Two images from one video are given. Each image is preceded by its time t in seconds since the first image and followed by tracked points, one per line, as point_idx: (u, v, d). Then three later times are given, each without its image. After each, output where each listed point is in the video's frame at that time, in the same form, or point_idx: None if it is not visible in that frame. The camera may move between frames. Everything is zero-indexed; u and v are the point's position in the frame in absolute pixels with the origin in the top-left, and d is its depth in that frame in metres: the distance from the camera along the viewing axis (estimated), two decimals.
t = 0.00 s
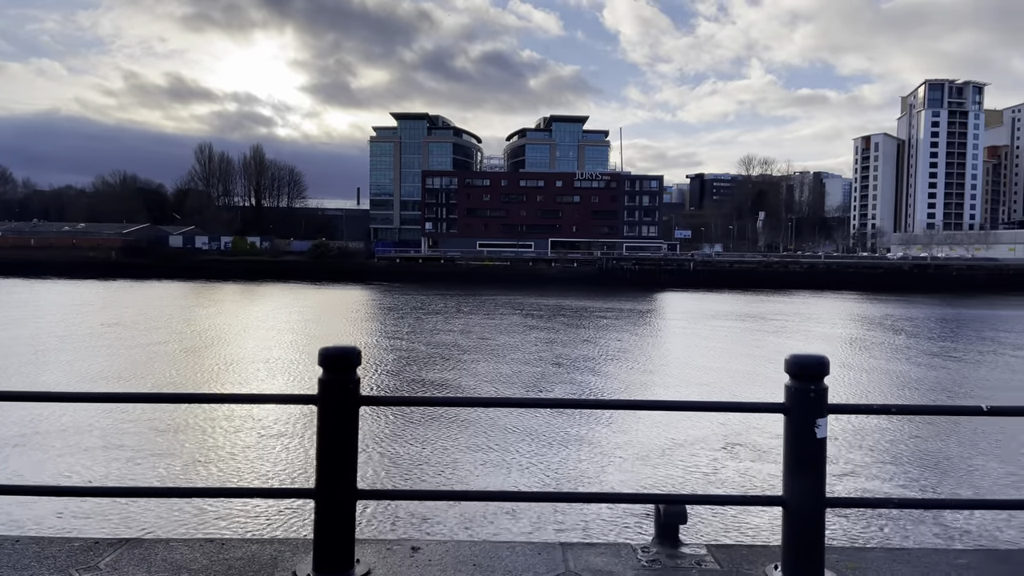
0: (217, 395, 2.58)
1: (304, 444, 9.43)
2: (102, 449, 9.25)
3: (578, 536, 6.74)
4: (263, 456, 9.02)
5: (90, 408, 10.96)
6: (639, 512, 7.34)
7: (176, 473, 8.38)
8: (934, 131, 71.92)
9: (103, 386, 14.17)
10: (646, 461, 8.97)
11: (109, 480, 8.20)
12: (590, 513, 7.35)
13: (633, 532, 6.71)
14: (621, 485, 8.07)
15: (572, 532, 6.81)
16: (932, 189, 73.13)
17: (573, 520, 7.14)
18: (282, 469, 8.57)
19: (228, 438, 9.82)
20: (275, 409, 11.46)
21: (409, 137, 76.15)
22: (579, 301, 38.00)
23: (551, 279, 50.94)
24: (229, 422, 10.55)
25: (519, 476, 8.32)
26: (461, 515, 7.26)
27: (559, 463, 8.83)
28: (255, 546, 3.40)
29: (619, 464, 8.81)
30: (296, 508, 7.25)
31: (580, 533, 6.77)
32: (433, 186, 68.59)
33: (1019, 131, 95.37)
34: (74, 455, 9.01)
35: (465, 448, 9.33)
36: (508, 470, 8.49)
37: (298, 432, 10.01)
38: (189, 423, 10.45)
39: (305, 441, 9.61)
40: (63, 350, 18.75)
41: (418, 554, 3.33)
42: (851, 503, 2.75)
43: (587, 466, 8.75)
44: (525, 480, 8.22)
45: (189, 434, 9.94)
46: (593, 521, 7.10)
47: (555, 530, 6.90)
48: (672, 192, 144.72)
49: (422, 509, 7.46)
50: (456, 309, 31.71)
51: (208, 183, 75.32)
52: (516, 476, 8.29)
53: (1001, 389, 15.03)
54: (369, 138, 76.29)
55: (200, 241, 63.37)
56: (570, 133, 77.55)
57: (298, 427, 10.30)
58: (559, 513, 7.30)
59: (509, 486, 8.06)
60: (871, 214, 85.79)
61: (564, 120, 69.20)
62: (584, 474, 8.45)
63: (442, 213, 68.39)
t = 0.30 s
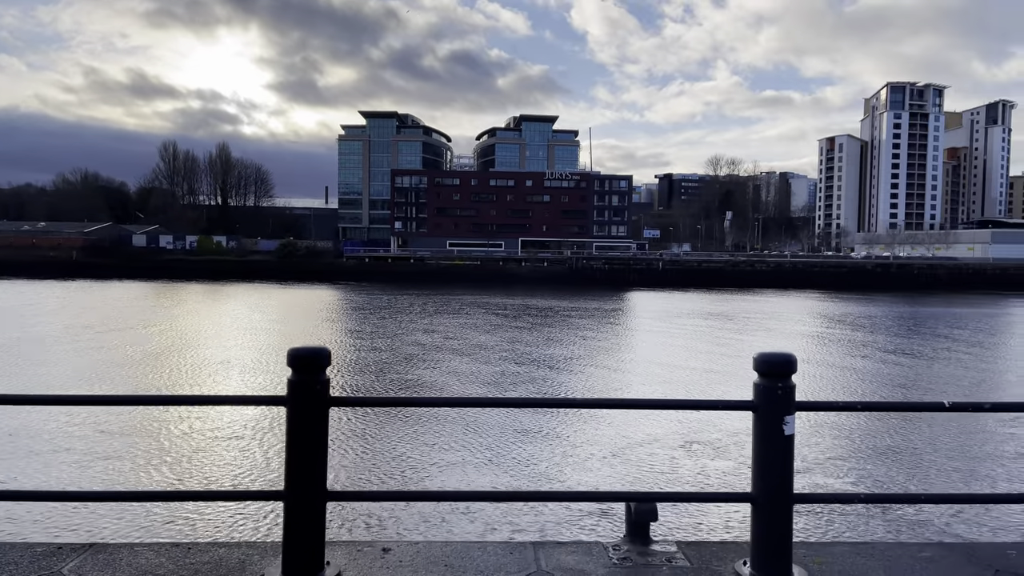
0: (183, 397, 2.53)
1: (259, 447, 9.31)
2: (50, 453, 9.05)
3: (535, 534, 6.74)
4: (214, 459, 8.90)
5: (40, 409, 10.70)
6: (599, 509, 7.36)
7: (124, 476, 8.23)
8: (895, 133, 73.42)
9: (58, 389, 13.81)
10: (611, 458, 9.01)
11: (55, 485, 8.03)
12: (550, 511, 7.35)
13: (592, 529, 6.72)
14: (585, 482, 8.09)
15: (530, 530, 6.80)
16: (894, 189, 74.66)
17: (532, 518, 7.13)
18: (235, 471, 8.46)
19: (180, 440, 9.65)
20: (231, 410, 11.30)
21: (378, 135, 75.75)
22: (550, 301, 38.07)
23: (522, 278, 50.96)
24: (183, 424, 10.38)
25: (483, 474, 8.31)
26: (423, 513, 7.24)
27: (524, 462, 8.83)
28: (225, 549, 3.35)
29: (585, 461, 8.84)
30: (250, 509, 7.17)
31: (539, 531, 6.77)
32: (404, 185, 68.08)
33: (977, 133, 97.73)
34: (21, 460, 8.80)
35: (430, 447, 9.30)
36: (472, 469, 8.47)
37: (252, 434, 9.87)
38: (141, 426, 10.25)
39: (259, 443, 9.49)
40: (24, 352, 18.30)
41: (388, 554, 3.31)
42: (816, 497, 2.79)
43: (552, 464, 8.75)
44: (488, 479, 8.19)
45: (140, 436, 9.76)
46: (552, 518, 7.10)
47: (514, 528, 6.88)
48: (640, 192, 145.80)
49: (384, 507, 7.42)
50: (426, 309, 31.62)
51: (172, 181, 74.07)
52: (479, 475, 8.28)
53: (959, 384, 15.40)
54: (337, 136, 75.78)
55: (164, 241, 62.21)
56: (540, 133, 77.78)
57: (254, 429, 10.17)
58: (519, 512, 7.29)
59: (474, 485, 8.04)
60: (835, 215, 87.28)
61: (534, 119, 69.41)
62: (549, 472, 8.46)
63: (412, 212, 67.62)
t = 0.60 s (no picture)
0: (148, 398, 2.49)
1: (214, 450, 9.21)
2: None
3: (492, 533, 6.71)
4: (167, 462, 8.77)
5: None
6: (559, 508, 7.35)
7: (70, 480, 8.08)
8: (862, 134, 74.68)
9: (16, 391, 13.52)
10: (578, 457, 9.03)
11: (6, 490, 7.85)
12: (509, 510, 7.32)
13: (551, 528, 6.70)
14: (551, 482, 8.08)
15: (489, 529, 6.75)
16: (860, 190, 75.96)
17: (492, 517, 7.10)
18: (188, 474, 8.36)
19: (132, 442, 9.50)
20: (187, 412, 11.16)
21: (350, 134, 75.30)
22: (522, 301, 38.05)
23: (495, 278, 50.92)
24: (138, 426, 10.22)
25: (448, 474, 8.28)
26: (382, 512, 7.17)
27: (490, 462, 8.80)
28: (193, 553, 3.30)
29: (552, 460, 8.85)
30: (199, 511, 7.07)
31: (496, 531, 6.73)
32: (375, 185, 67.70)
33: (940, 135, 99.79)
34: None
35: (398, 448, 9.24)
36: (438, 470, 8.44)
37: (207, 437, 9.76)
38: (92, 428, 10.07)
39: (214, 446, 9.38)
40: None
41: (361, 556, 3.28)
42: (785, 495, 2.82)
43: (520, 464, 8.73)
44: (452, 479, 8.15)
45: (91, 439, 9.58)
46: (510, 517, 7.07)
47: (472, 527, 6.84)
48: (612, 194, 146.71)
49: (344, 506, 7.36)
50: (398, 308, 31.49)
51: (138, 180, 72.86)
52: (443, 475, 8.24)
53: (923, 381, 15.73)
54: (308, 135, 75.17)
55: (131, 241, 61.06)
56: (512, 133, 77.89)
57: (209, 431, 10.06)
58: (480, 511, 7.25)
59: (440, 485, 8.00)
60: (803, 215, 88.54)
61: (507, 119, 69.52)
62: (514, 471, 8.45)
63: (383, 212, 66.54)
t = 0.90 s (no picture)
0: (113, 400, 2.44)
1: (165, 453, 9.05)
2: None
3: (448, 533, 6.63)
4: (116, 466, 8.60)
5: None
6: (517, 509, 7.30)
7: (34, 485, 7.93)
8: (831, 135, 75.73)
9: None
10: (546, 456, 9.02)
11: None
12: (467, 510, 7.25)
13: (509, 527, 6.64)
14: (516, 482, 8.06)
15: (455, 529, 6.71)
16: (829, 190, 77.05)
17: (458, 517, 7.06)
18: (137, 478, 8.20)
19: (82, 446, 9.31)
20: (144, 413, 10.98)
21: (322, 133, 74.74)
22: (497, 301, 38.01)
23: (469, 277, 50.84)
24: (91, 429, 10.03)
25: (412, 474, 8.22)
26: (338, 513, 7.08)
27: (456, 462, 8.74)
28: (157, 557, 3.24)
29: (518, 461, 8.82)
30: (143, 516, 6.94)
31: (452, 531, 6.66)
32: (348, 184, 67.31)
33: (907, 136, 101.51)
34: None
35: (364, 449, 9.16)
36: (402, 470, 8.37)
37: (161, 440, 9.59)
38: (48, 431, 9.87)
39: (166, 448, 9.22)
40: None
41: (330, 557, 3.26)
42: (750, 493, 2.86)
43: (490, 464, 8.71)
44: (416, 480, 8.08)
45: (57, 442, 9.41)
46: (468, 517, 7.00)
47: (429, 528, 6.76)
48: (586, 193, 147.43)
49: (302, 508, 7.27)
50: (369, 308, 31.22)
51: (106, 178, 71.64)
52: (407, 476, 8.17)
53: (890, 378, 15.98)
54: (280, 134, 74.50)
55: (98, 240, 59.96)
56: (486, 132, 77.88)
57: (164, 434, 9.89)
58: (446, 511, 7.21)
59: (406, 486, 7.94)
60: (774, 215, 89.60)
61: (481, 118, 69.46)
62: (480, 472, 8.40)
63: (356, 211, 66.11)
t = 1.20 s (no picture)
0: (75, 403, 2.39)
1: (117, 456, 8.92)
2: None
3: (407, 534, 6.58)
4: (67, 469, 8.45)
5: None
6: (480, 510, 7.27)
7: None
8: (802, 137, 76.65)
9: None
10: (513, 456, 9.01)
11: None
12: (429, 511, 7.20)
13: (470, 528, 6.61)
14: (483, 482, 8.03)
15: (424, 529, 6.65)
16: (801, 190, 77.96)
17: (426, 517, 7.01)
18: (97, 482, 8.07)
19: (44, 450, 9.14)
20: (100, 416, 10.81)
21: (295, 132, 74.10)
22: (471, 301, 37.93)
23: (445, 278, 50.68)
24: (59, 433, 9.85)
25: (380, 476, 8.17)
26: (297, 515, 7.01)
27: (424, 462, 8.72)
28: (122, 561, 3.19)
29: (486, 461, 8.80)
30: (94, 520, 6.84)
31: (412, 531, 6.63)
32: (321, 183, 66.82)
33: (877, 138, 103.05)
34: None
35: (333, 450, 9.10)
36: (370, 473, 8.30)
37: (114, 443, 9.46)
38: (14, 435, 9.68)
39: (118, 452, 9.09)
40: None
41: (298, 560, 3.22)
42: (717, 490, 2.88)
43: (462, 464, 8.66)
44: (384, 480, 8.03)
45: (22, 446, 9.23)
46: (429, 518, 6.95)
47: (390, 530, 6.70)
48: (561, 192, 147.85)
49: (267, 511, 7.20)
50: (343, 309, 30.95)
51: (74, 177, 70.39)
52: (374, 478, 8.12)
53: (859, 376, 16.18)
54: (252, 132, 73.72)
55: (65, 239, 58.86)
56: (461, 132, 77.77)
57: (128, 437, 9.74)
58: (416, 512, 7.15)
59: (375, 487, 7.89)
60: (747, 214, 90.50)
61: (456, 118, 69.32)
62: (446, 471, 8.37)
63: (331, 211, 65.83)
